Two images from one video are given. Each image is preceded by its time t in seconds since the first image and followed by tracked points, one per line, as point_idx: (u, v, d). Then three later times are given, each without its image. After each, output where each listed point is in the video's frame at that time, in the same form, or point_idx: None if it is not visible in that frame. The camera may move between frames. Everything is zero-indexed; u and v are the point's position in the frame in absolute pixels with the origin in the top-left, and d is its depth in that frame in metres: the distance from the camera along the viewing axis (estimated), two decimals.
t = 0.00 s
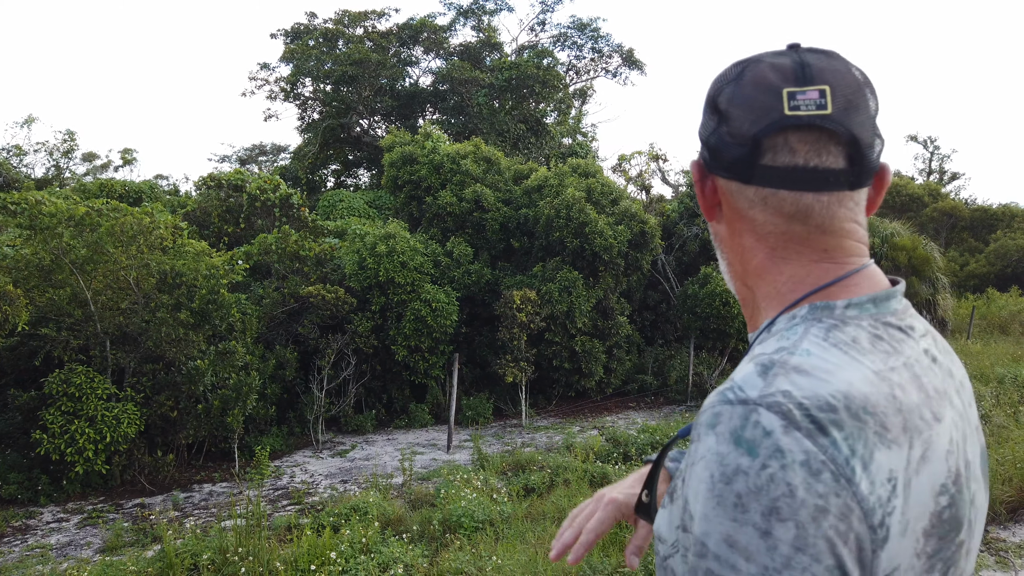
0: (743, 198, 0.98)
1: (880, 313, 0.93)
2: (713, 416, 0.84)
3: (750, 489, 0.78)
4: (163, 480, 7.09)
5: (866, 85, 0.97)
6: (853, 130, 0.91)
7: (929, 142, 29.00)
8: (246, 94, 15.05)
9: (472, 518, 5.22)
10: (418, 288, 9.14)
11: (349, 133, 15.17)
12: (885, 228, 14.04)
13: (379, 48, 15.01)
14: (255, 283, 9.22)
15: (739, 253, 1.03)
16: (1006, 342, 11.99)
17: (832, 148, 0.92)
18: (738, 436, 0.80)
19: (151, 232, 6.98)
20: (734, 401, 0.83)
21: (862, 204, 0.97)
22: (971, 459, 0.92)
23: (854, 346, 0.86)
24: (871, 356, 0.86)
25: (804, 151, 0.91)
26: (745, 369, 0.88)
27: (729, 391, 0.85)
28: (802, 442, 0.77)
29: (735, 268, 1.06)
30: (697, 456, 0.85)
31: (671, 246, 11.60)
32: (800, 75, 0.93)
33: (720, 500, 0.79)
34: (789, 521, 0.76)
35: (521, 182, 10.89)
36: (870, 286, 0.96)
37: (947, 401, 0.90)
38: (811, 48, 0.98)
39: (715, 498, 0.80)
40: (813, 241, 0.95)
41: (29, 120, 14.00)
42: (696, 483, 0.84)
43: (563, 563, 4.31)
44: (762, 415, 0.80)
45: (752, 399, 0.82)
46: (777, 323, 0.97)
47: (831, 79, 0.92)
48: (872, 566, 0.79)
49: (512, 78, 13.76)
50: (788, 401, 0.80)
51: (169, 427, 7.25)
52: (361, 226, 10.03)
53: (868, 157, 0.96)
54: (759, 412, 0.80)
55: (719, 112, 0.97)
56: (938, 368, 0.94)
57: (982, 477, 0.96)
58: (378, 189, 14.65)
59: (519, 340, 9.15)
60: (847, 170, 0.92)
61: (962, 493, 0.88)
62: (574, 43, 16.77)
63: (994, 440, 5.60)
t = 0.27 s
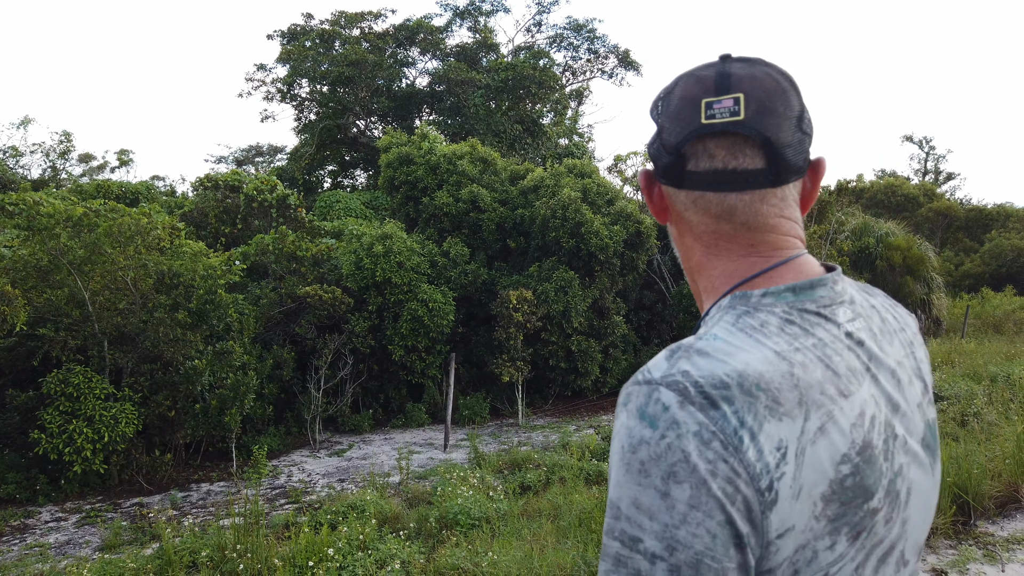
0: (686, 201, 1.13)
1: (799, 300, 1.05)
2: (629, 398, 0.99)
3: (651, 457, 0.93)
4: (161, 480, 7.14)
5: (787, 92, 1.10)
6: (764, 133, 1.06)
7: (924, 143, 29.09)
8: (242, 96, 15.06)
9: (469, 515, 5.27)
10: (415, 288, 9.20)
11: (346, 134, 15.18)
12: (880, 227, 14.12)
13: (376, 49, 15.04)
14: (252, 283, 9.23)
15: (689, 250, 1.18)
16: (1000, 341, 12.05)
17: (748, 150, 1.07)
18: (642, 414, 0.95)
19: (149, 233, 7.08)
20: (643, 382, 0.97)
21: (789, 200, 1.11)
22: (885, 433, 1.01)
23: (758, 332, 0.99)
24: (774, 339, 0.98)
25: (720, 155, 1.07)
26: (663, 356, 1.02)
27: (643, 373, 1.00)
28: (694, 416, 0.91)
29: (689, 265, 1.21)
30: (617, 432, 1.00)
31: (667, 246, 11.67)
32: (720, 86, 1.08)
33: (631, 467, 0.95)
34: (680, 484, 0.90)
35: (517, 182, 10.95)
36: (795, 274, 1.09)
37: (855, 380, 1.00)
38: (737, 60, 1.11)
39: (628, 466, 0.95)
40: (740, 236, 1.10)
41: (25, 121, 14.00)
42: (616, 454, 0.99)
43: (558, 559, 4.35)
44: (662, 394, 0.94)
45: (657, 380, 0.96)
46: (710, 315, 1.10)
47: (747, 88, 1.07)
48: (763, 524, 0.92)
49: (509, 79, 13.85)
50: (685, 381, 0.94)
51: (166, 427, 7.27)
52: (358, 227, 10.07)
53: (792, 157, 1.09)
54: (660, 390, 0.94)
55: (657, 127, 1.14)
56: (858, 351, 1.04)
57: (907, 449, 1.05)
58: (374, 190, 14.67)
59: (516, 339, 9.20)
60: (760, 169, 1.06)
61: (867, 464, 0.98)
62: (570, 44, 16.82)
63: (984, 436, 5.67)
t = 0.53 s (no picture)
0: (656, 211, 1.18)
1: (756, 302, 1.11)
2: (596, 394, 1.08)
3: (614, 448, 1.02)
4: (159, 480, 7.18)
5: (745, 110, 1.16)
6: (722, 148, 1.12)
7: (920, 142, 29.22)
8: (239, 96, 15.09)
9: (466, 514, 5.33)
10: (412, 289, 9.25)
11: (343, 135, 15.21)
12: (874, 227, 14.21)
13: (373, 50, 15.09)
14: (250, 284, 9.28)
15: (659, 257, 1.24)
16: (993, 340, 12.13)
17: (707, 165, 1.14)
18: (607, 408, 1.03)
19: (147, 233, 7.09)
20: (607, 380, 1.06)
21: (749, 209, 1.17)
22: (832, 425, 1.10)
23: (715, 333, 1.07)
24: (729, 339, 1.06)
25: (683, 170, 1.14)
26: (629, 355, 1.10)
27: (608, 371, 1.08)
28: (651, 410, 1.00)
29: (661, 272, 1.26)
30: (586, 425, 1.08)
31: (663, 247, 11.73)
32: (680, 107, 1.15)
33: (596, 457, 1.04)
34: (640, 471, 0.99)
35: (513, 183, 11.01)
36: (754, 278, 1.15)
37: (807, 375, 1.09)
38: (696, 81, 1.19)
39: (593, 456, 1.04)
40: (703, 244, 1.16)
41: (22, 122, 14.00)
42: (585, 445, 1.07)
43: (554, 557, 4.40)
44: (625, 390, 1.02)
45: (619, 377, 1.05)
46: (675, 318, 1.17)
47: (705, 107, 1.14)
48: (716, 506, 1.01)
49: (506, 80, 13.98)
50: (646, 378, 1.02)
51: (164, 428, 7.30)
52: (355, 228, 10.12)
53: (749, 169, 1.16)
54: (622, 386, 1.03)
55: (627, 142, 1.20)
56: (810, 347, 1.12)
57: (856, 438, 1.14)
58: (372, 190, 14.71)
59: (512, 340, 9.24)
60: (719, 182, 1.13)
61: (815, 451, 1.06)
62: (566, 45, 16.88)
63: (974, 435, 5.74)
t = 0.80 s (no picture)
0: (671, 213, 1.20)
1: (762, 303, 1.15)
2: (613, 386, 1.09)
3: (630, 438, 1.03)
4: (155, 480, 7.19)
5: (753, 116, 1.20)
6: (737, 153, 1.15)
7: (912, 143, 29.40)
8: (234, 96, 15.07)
9: (462, 513, 5.36)
10: (408, 289, 9.27)
11: (337, 135, 15.21)
12: (867, 228, 14.30)
13: (367, 50, 15.10)
14: (245, 284, 9.28)
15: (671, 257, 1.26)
16: (985, 340, 12.23)
17: (722, 168, 1.16)
18: (625, 399, 1.05)
19: (142, 234, 7.14)
20: (623, 372, 1.08)
21: (757, 212, 1.21)
22: (834, 419, 1.14)
23: (728, 330, 1.10)
24: (739, 336, 1.09)
25: (700, 174, 1.16)
26: (644, 349, 1.12)
27: (623, 364, 1.10)
28: (667, 401, 1.02)
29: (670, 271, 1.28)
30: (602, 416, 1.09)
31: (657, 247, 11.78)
32: (692, 112, 1.17)
33: (612, 446, 1.05)
34: (657, 460, 1.01)
35: (509, 183, 11.04)
36: (761, 279, 1.18)
37: (811, 372, 1.12)
38: (704, 87, 1.21)
39: (609, 446, 1.06)
40: (716, 246, 1.19)
41: (15, 122, 13.94)
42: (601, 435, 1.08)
43: (550, 555, 4.43)
44: (642, 382, 1.04)
45: (635, 370, 1.06)
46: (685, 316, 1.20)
47: (717, 114, 1.16)
48: (728, 496, 1.03)
49: (500, 81, 14.12)
50: (663, 371, 1.04)
51: (160, 428, 7.31)
52: (351, 228, 10.13)
53: (757, 174, 1.19)
54: (638, 378, 1.05)
55: (642, 144, 1.20)
56: (814, 346, 1.16)
57: (855, 433, 1.18)
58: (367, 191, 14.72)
59: (508, 340, 9.26)
60: (733, 186, 1.16)
61: (818, 444, 1.10)
62: (561, 46, 16.92)
63: (965, 433, 5.80)
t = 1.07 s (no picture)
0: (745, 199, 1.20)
1: (809, 289, 1.24)
2: (665, 365, 1.10)
3: (686, 415, 1.04)
4: (145, 481, 7.17)
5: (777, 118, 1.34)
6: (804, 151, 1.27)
7: (900, 143, 29.63)
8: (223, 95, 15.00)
9: (455, 511, 5.39)
10: (399, 288, 9.27)
11: (328, 134, 15.17)
12: (856, 227, 14.42)
13: (358, 49, 15.06)
14: (236, 284, 9.25)
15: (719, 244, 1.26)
16: (972, 339, 12.36)
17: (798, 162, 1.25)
18: (679, 376, 1.06)
19: (132, 234, 7.11)
20: (678, 352, 1.09)
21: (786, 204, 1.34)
22: (864, 409, 1.18)
23: (776, 320, 1.13)
24: (787, 325, 1.13)
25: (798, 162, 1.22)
26: (694, 333, 1.13)
27: (674, 345, 1.11)
28: (726, 381, 1.03)
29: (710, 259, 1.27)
30: (652, 393, 1.11)
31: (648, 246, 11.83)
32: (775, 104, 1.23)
33: (666, 423, 1.05)
34: (712, 439, 1.02)
35: (500, 183, 11.06)
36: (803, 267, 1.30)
37: (845, 363, 1.17)
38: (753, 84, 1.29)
39: (662, 423, 1.06)
40: (788, 232, 1.26)
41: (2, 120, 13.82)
42: (651, 412, 1.09)
43: (543, 553, 4.46)
44: (698, 361, 1.06)
45: (691, 350, 1.08)
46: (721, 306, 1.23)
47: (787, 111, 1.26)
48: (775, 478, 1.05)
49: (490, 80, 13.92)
50: (719, 352, 1.06)
51: (151, 428, 7.30)
52: (342, 227, 10.12)
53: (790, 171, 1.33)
54: (695, 358, 1.06)
55: (718, 128, 1.17)
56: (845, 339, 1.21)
57: (879, 427, 1.23)
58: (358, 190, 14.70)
59: (499, 339, 9.28)
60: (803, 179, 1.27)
61: (853, 432, 1.14)
62: (552, 46, 16.94)
63: (954, 431, 5.87)
